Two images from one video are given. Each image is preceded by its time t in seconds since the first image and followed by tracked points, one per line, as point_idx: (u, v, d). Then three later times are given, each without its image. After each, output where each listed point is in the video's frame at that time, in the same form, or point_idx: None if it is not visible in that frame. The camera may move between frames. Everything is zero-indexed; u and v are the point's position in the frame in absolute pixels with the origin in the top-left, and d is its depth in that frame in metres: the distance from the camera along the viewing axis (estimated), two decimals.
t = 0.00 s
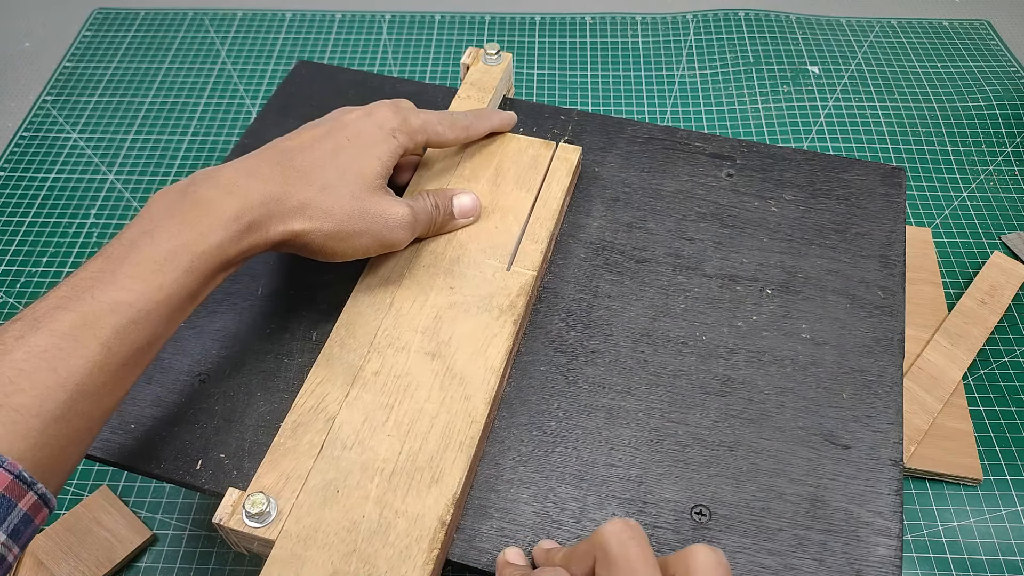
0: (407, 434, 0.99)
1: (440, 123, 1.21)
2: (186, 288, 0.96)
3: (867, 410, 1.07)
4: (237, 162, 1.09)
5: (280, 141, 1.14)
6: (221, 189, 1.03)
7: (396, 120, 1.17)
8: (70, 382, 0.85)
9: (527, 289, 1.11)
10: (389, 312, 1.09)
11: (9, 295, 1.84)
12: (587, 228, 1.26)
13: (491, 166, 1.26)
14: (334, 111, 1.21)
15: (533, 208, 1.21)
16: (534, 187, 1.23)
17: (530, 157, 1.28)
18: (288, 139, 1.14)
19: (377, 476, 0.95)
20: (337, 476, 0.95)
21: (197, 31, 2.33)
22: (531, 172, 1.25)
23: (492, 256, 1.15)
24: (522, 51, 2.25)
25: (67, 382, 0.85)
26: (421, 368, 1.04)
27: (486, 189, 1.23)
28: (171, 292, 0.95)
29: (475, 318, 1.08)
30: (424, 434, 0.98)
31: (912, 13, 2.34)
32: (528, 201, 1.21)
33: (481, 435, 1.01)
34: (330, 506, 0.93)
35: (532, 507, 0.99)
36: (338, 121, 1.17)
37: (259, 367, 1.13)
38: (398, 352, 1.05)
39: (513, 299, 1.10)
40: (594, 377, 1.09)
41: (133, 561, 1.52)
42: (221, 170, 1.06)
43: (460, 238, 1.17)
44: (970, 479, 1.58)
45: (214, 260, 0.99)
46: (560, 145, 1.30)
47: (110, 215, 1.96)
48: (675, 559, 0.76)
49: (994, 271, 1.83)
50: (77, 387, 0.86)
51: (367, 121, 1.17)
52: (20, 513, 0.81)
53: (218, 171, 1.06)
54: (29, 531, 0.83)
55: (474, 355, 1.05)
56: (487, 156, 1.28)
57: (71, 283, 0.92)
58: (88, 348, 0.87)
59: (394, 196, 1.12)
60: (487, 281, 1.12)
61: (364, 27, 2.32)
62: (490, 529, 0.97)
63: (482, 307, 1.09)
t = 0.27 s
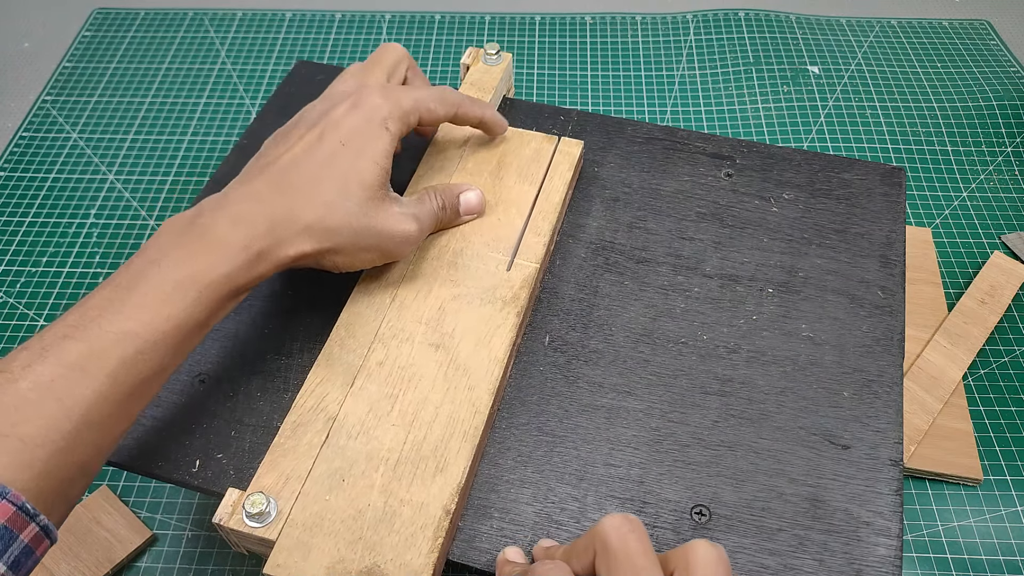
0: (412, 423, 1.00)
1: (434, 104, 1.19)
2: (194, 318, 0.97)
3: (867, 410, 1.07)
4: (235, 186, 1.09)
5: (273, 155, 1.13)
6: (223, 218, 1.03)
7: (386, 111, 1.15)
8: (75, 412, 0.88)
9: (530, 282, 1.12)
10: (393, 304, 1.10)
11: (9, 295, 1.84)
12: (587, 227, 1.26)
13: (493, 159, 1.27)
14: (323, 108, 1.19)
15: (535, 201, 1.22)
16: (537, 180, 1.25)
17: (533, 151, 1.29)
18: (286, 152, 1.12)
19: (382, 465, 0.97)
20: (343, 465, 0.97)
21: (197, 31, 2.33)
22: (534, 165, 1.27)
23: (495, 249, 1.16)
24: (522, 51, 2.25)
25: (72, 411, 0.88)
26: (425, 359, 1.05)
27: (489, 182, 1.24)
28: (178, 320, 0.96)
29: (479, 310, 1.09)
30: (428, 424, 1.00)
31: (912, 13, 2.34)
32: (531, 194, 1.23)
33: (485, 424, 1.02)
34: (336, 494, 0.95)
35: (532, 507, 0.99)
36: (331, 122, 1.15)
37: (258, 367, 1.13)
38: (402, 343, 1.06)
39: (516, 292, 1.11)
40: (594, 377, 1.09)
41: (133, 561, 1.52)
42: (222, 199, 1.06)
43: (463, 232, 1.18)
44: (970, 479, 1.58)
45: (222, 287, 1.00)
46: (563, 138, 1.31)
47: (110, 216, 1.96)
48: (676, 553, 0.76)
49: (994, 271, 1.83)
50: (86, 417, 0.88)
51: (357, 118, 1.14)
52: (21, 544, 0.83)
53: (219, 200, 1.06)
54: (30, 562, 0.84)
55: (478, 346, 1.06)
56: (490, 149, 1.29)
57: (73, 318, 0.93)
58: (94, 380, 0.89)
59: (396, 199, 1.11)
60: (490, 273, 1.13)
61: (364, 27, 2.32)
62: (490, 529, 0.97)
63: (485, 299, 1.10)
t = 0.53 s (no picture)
0: (414, 418, 1.00)
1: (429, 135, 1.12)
2: (198, 365, 0.95)
3: (867, 410, 1.07)
4: (235, 220, 1.03)
5: (270, 184, 1.05)
6: (230, 263, 0.99)
7: (386, 144, 1.07)
8: (67, 456, 0.83)
9: (532, 277, 1.13)
10: (394, 301, 1.10)
11: (9, 296, 1.84)
12: (587, 227, 1.26)
13: (495, 155, 1.29)
14: (318, 127, 1.09)
15: (537, 197, 1.23)
16: (539, 177, 1.26)
17: (534, 148, 1.30)
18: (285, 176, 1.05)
19: (385, 460, 0.97)
20: (346, 459, 0.97)
21: (197, 31, 2.33)
22: (535, 162, 1.28)
23: (497, 246, 1.17)
24: (522, 51, 2.25)
25: (64, 455, 0.83)
26: (427, 354, 1.05)
27: (491, 180, 1.26)
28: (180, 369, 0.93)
29: (481, 306, 1.10)
30: (431, 418, 1.00)
31: (912, 13, 2.34)
32: (533, 191, 1.24)
33: (487, 419, 1.02)
34: (339, 488, 0.95)
35: (532, 508, 0.99)
36: (327, 148, 1.06)
37: (257, 367, 1.13)
38: (404, 339, 1.07)
39: (518, 287, 1.12)
40: (594, 377, 1.09)
41: (133, 562, 1.52)
42: (225, 238, 1.01)
43: (464, 229, 1.19)
44: (970, 479, 1.58)
45: (227, 331, 0.97)
46: (564, 136, 1.32)
47: (110, 216, 1.96)
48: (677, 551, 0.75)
49: (994, 271, 1.83)
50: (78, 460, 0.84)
51: (355, 150, 1.06)
52: None
53: (220, 239, 1.01)
54: None
55: (480, 341, 1.06)
56: (492, 146, 1.31)
57: (65, 362, 0.87)
58: (92, 427, 0.85)
59: (400, 232, 1.09)
60: (492, 269, 1.14)
61: (364, 27, 2.31)
62: (490, 529, 0.97)
63: (487, 295, 1.11)
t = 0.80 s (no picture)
0: (414, 417, 1.00)
1: (411, 203, 1.07)
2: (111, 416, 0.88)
3: (867, 410, 1.07)
4: (171, 248, 0.94)
5: (224, 220, 0.96)
6: (157, 304, 0.90)
7: (360, 210, 1.00)
8: None
9: (532, 277, 1.13)
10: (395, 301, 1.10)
11: (9, 296, 1.83)
12: (586, 228, 1.26)
13: (496, 155, 1.29)
14: (294, 171, 1.00)
15: (537, 197, 1.23)
16: (539, 176, 1.26)
17: (534, 147, 1.30)
18: (239, 214, 0.96)
19: (385, 459, 0.97)
20: (346, 459, 0.97)
21: (197, 31, 2.33)
22: (535, 162, 1.28)
23: (497, 245, 1.17)
24: (522, 51, 2.25)
25: None
26: (427, 354, 1.05)
27: (491, 179, 1.25)
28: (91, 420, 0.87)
29: (481, 306, 1.10)
30: (431, 417, 1.00)
31: (912, 13, 2.34)
32: (533, 190, 1.24)
33: (487, 419, 1.02)
34: (339, 488, 0.95)
35: (532, 508, 0.99)
36: (293, 201, 0.98)
37: (257, 366, 1.13)
38: (404, 339, 1.07)
39: (518, 286, 1.12)
40: (594, 378, 1.09)
41: (133, 561, 1.52)
42: (158, 269, 0.92)
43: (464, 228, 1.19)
44: (970, 479, 1.58)
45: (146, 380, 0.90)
46: (564, 135, 1.32)
47: (110, 215, 1.96)
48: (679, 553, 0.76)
49: (994, 271, 1.83)
50: None
51: (327, 206, 0.98)
52: None
53: (152, 271, 0.92)
54: None
55: (480, 340, 1.06)
56: (492, 147, 1.31)
57: None
58: None
59: (360, 298, 1.01)
60: (492, 269, 1.14)
61: (364, 27, 2.31)
62: (490, 529, 0.97)
63: (487, 294, 1.11)
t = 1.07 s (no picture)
0: (415, 417, 1.00)
1: (378, 281, 1.07)
2: None
3: (867, 410, 1.07)
4: (115, 271, 0.93)
5: (179, 272, 0.96)
6: (74, 315, 0.86)
7: (323, 306, 1.01)
8: None
9: (533, 276, 1.13)
10: (395, 301, 1.10)
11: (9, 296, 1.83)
12: (586, 228, 1.26)
13: (496, 154, 1.29)
14: (263, 260, 1.04)
15: (537, 196, 1.23)
16: (539, 176, 1.26)
17: (534, 147, 1.30)
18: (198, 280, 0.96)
19: (385, 459, 0.96)
20: (346, 459, 0.96)
21: (197, 31, 2.33)
22: (535, 161, 1.28)
23: (498, 245, 1.17)
24: (522, 52, 2.25)
25: None
26: (427, 354, 1.05)
27: (491, 179, 1.25)
28: None
29: (481, 305, 1.10)
30: (431, 417, 1.00)
31: (912, 13, 2.34)
32: (533, 190, 1.24)
33: (488, 418, 1.02)
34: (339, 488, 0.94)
35: (532, 508, 0.99)
36: (258, 285, 0.99)
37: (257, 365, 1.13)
38: (404, 339, 1.06)
39: (518, 286, 1.12)
40: (594, 378, 1.09)
41: (133, 562, 1.52)
42: (92, 284, 0.89)
43: (465, 228, 1.19)
44: (970, 479, 1.58)
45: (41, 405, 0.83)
46: (564, 135, 1.32)
47: (110, 215, 1.96)
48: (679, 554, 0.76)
49: (994, 271, 1.82)
50: None
51: (289, 295, 0.99)
52: None
53: (84, 281, 0.89)
54: None
55: (481, 340, 1.06)
56: (493, 146, 1.31)
57: None
58: None
59: (284, 411, 0.94)
60: (492, 269, 1.14)
61: (364, 27, 2.31)
62: (490, 529, 0.97)
63: (488, 294, 1.11)
